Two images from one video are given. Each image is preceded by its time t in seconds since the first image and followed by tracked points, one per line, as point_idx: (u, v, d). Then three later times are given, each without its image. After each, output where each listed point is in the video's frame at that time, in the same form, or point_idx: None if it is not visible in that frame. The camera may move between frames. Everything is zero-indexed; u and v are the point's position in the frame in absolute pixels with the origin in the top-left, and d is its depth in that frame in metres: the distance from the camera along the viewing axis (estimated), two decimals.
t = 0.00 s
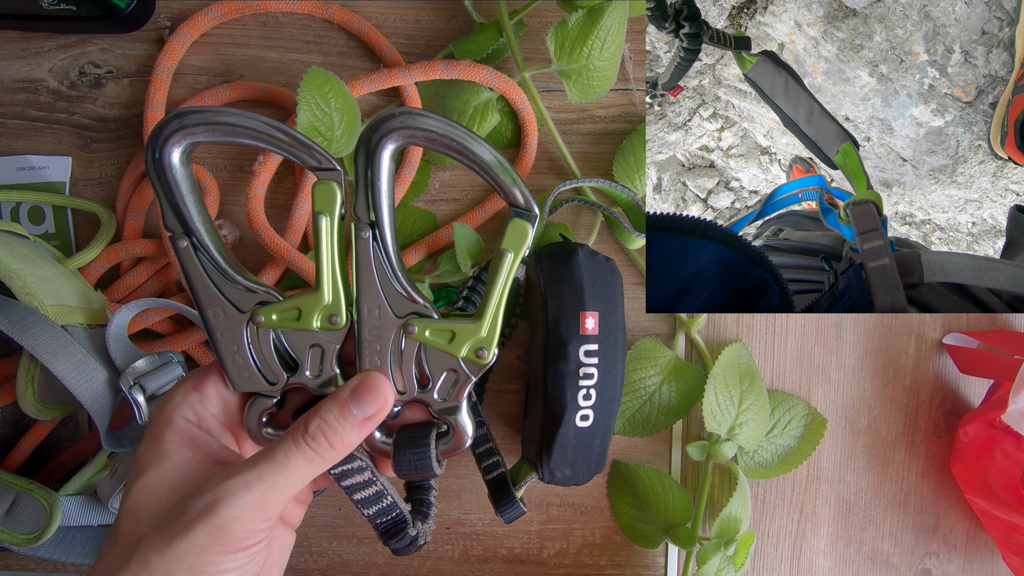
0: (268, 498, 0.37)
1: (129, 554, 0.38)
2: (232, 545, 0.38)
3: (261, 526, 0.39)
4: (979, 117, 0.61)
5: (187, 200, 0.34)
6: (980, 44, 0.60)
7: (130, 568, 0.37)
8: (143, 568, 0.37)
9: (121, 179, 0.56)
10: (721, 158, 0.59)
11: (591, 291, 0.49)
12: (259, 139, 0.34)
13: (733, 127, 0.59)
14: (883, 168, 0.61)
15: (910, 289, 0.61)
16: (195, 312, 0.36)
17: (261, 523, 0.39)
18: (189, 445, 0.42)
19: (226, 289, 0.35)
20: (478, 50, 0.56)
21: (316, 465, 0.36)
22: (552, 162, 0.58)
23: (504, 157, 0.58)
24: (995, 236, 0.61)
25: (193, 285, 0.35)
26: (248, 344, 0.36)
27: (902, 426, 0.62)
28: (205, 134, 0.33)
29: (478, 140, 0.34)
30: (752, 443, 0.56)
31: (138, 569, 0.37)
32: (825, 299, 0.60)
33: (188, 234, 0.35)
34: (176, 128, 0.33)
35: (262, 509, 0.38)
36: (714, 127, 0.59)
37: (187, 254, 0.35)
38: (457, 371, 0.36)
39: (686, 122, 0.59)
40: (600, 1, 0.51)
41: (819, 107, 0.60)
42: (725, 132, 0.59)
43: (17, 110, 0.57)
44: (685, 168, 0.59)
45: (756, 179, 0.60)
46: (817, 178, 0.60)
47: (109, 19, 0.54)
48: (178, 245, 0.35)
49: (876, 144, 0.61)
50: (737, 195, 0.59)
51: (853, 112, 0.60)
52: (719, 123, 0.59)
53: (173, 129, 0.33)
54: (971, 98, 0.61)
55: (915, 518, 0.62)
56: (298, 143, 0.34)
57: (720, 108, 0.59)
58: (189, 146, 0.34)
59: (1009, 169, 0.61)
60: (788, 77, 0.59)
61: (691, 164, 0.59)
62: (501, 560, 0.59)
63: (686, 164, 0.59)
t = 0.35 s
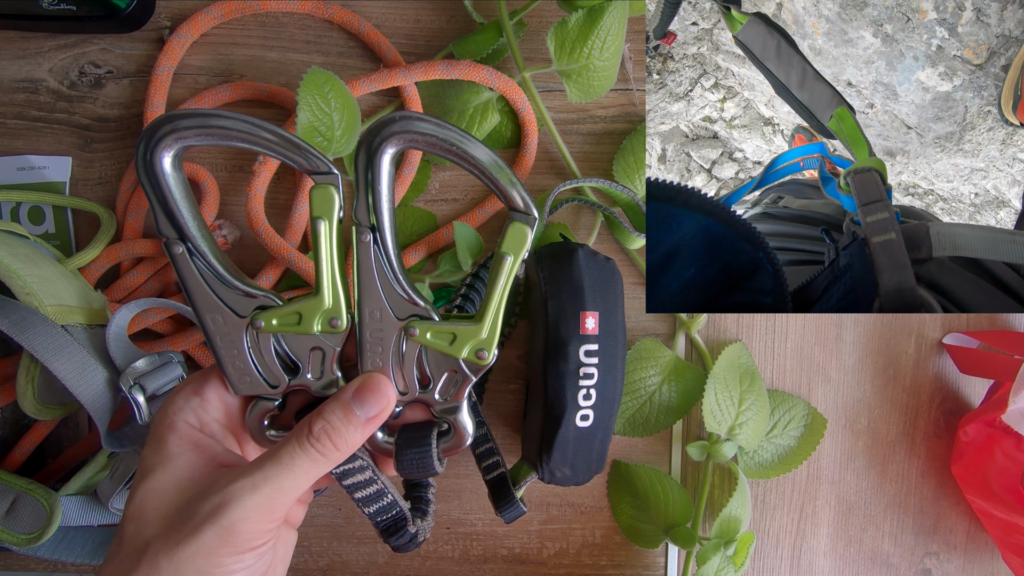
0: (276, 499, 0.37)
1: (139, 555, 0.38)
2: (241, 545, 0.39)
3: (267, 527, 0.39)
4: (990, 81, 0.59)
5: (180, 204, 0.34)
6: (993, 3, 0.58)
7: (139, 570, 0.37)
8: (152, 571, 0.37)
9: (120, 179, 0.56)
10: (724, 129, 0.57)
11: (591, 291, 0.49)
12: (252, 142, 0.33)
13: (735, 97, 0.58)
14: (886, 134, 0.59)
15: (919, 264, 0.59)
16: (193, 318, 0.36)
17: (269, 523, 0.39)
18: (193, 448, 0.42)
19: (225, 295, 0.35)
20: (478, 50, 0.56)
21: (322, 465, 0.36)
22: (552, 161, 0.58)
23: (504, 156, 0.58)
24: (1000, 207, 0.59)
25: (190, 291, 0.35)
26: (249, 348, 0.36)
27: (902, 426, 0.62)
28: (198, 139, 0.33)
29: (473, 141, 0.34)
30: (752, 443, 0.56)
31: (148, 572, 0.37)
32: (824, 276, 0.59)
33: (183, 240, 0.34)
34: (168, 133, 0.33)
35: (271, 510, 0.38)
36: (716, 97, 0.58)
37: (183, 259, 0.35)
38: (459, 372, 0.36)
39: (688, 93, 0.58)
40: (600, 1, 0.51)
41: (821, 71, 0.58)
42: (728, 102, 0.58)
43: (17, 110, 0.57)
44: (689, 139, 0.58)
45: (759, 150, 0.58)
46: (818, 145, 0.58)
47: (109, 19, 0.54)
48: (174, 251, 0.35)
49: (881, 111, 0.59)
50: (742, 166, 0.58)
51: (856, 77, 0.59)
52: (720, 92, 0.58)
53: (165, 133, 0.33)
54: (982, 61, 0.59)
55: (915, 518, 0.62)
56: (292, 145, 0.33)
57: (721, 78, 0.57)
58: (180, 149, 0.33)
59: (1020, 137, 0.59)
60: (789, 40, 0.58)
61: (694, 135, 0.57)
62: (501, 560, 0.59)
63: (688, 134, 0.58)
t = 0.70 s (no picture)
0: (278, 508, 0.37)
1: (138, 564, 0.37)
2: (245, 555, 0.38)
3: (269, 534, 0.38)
4: (992, 130, 0.61)
5: (165, 204, 0.34)
6: (993, 57, 0.60)
7: None
8: None
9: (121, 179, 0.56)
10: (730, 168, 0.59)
11: (591, 290, 0.49)
12: (235, 137, 0.33)
13: (742, 137, 0.59)
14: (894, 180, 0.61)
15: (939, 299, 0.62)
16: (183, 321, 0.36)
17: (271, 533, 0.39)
18: (187, 455, 0.41)
19: (215, 297, 0.35)
20: (478, 50, 0.56)
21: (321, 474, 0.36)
22: (552, 162, 0.58)
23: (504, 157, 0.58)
24: (1008, 248, 0.61)
25: (178, 294, 0.35)
26: (242, 351, 0.36)
27: (902, 425, 0.62)
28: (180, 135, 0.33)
29: (465, 135, 0.33)
30: (752, 443, 0.56)
31: None
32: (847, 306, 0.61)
33: (169, 241, 0.34)
34: (149, 129, 0.32)
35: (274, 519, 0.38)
36: (723, 136, 0.59)
37: (170, 260, 0.35)
38: (458, 375, 0.37)
39: (695, 131, 0.59)
40: (601, 1, 0.51)
41: (829, 119, 0.60)
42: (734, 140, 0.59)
43: (17, 110, 0.57)
44: (693, 178, 0.59)
45: (764, 189, 0.60)
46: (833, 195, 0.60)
47: (109, 19, 0.54)
48: (160, 252, 0.34)
49: (920, 172, 0.61)
50: (745, 204, 0.59)
51: (864, 124, 0.60)
52: (728, 131, 0.59)
53: (144, 130, 0.32)
54: (984, 111, 0.61)
55: (915, 519, 0.62)
56: (273, 136, 0.33)
57: (729, 118, 0.59)
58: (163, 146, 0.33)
59: None
60: (799, 89, 0.60)
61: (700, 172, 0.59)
62: (501, 560, 0.59)
63: (695, 173, 0.59)
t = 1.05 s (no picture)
0: (276, 528, 0.38)
1: None
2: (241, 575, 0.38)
3: (268, 556, 0.39)
4: (985, 173, 0.62)
5: (164, 218, 0.33)
6: (982, 103, 0.61)
7: None
8: None
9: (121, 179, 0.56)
10: (726, 207, 0.60)
11: (591, 291, 0.49)
12: (237, 151, 0.32)
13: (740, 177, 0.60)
14: (891, 221, 0.61)
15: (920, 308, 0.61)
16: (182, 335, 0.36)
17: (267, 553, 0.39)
18: (187, 471, 0.42)
19: (215, 313, 0.35)
20: (478, 51, 0.56)
21: (322, 492, 0.36)
22: (552, 162, 0.58)
23: (504, 156, 0.58)
24: (1008, 293, 0.62)
25: (176, 308, 0.35)
26: (243, 369, 0.36)
27: (902, 426, 0.62)
28: (180, 149, 0.32)
29: (460, 146, 0.32)
30: (752, 443, 0.56)
31: None
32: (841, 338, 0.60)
33: (168, 257, 0.34)
34: (148, 143, 0.32)
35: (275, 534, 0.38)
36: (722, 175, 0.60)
37: (169, 276, 0.34)
38: (462, 397, 0.36)
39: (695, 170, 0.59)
40: (601, 1, 0.51)
41: (825, 160, 0.60)
42: (733, 180, 0.60)
43: (17, 110, 0.57)
44: (688, 217, 0.60)
45: (760, 228, 0.60)
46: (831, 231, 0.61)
47: (109, 19, 0.54)
48: (158, 267, 0.34)
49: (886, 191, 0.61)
50: (740, 245, 0.60)
51: (861, 165, 0.61)
52: (727, 170, 0.60)
53: (145, 143, 0.32)
54: (976, 154, 0.62)
55: (915, 518, 0.62)
56: (275, 150, 0.32)
57: (728, 156, 0.59)
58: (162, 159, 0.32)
59: (1018, 228, 0.62)
60: (798, 130, 0.60)
61: (695, 210, 0.59)
62: (501, 560, 0.59)
63: (693, 212, 0.60)
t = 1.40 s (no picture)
0: (285, 527, 0.38)
1: None
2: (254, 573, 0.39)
3: (277, 553, 0.39)
4: (989, 152, 0.60)
5: (173, 220, 0.33)
6: (987, 80, 0.59)
7: None
8: None
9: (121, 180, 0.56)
10: (727, 195, 0.58)
11: (591, 292, 0.49)
12: (250, 154, 0.32)
13: (740, 164, 0.58)
14: (893, 203, 0.60)
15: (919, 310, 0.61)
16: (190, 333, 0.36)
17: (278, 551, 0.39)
18: (193, 471, 0.42)
19: (223, 314, 0.35)
20: (478, 51, 0.56)
21: (331, 491, 0.37)
22: (552, 162, 0.58)
23: (504, 156, 0.58)
24: (1010, 280, 0.61)
25: (184, 308, 0.35)
26: (252, 369, 0.36)
27: (902, 426, 0.62)
28: (190, 150, 0.32)
29: (465, 145, 0.32)
30: (752, 444, 0.56)
31: None
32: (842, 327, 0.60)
33: (178, 257, 0.34)
34: (158, 144, 0.31)
35: (282, 536, 0.38)
36: (721, 164, 0.58)
37: (178, 277, 0.34)
38: (469, 396, 0.36)
39: (694, 160, 0.58)
40: (601, 1, 0.52)
41: (827, 142, 0.59)
42: (732, 169, 0.58)
43: (17, 110, 0.57)
44: (690, 207, 0.58)
45: (762, 218, 0.59)
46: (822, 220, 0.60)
47: (109, 18, 0.54)
48: (168, 268, 0.34)
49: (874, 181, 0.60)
50: (742, 235, 0.59)
51: (862, 147, 0.59)
52: (725, 160, 0.58)
53: (156, 144, 0.31)
54: (979, 133, 0.60)
55: (915, 519, 0.62)
56: (284, 151, 0.32)
57: (728, 145, 0.58)
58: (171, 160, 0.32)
59: None
60: (799, 112, 0.58)
61: (694, 202, 0.58)
62: (501, 560, 0.59)
63: (691, 204, 0.58)
